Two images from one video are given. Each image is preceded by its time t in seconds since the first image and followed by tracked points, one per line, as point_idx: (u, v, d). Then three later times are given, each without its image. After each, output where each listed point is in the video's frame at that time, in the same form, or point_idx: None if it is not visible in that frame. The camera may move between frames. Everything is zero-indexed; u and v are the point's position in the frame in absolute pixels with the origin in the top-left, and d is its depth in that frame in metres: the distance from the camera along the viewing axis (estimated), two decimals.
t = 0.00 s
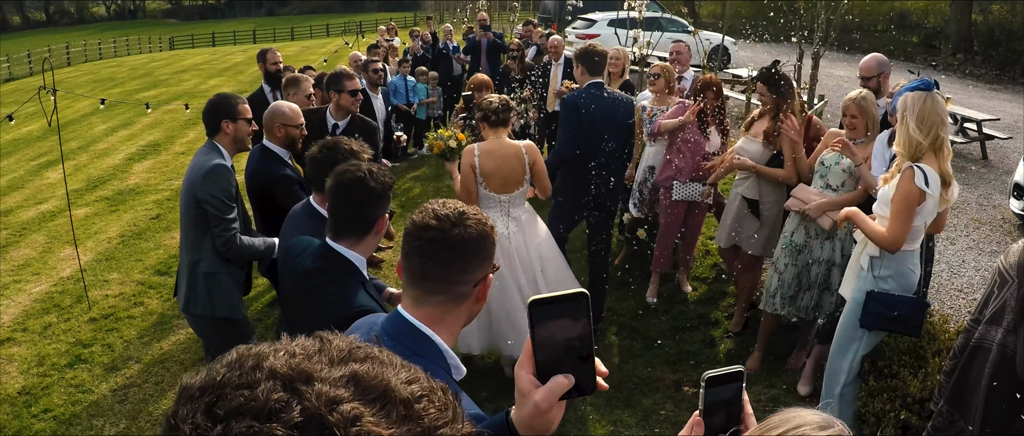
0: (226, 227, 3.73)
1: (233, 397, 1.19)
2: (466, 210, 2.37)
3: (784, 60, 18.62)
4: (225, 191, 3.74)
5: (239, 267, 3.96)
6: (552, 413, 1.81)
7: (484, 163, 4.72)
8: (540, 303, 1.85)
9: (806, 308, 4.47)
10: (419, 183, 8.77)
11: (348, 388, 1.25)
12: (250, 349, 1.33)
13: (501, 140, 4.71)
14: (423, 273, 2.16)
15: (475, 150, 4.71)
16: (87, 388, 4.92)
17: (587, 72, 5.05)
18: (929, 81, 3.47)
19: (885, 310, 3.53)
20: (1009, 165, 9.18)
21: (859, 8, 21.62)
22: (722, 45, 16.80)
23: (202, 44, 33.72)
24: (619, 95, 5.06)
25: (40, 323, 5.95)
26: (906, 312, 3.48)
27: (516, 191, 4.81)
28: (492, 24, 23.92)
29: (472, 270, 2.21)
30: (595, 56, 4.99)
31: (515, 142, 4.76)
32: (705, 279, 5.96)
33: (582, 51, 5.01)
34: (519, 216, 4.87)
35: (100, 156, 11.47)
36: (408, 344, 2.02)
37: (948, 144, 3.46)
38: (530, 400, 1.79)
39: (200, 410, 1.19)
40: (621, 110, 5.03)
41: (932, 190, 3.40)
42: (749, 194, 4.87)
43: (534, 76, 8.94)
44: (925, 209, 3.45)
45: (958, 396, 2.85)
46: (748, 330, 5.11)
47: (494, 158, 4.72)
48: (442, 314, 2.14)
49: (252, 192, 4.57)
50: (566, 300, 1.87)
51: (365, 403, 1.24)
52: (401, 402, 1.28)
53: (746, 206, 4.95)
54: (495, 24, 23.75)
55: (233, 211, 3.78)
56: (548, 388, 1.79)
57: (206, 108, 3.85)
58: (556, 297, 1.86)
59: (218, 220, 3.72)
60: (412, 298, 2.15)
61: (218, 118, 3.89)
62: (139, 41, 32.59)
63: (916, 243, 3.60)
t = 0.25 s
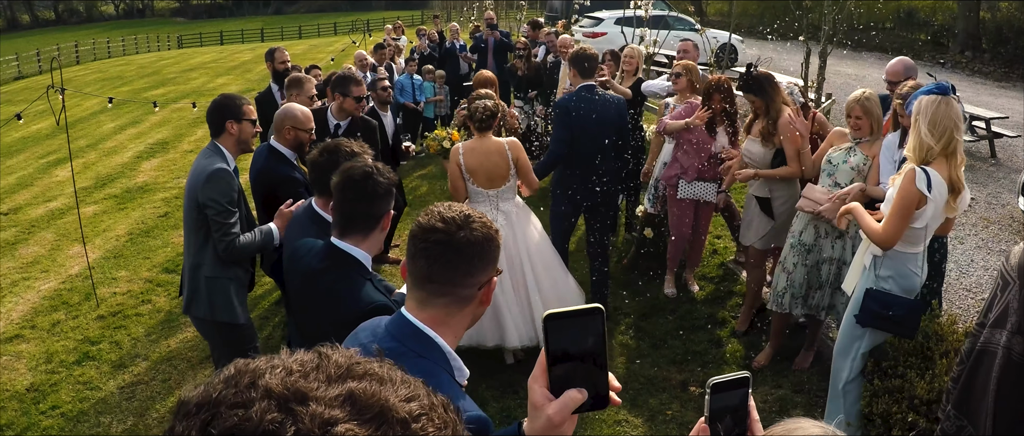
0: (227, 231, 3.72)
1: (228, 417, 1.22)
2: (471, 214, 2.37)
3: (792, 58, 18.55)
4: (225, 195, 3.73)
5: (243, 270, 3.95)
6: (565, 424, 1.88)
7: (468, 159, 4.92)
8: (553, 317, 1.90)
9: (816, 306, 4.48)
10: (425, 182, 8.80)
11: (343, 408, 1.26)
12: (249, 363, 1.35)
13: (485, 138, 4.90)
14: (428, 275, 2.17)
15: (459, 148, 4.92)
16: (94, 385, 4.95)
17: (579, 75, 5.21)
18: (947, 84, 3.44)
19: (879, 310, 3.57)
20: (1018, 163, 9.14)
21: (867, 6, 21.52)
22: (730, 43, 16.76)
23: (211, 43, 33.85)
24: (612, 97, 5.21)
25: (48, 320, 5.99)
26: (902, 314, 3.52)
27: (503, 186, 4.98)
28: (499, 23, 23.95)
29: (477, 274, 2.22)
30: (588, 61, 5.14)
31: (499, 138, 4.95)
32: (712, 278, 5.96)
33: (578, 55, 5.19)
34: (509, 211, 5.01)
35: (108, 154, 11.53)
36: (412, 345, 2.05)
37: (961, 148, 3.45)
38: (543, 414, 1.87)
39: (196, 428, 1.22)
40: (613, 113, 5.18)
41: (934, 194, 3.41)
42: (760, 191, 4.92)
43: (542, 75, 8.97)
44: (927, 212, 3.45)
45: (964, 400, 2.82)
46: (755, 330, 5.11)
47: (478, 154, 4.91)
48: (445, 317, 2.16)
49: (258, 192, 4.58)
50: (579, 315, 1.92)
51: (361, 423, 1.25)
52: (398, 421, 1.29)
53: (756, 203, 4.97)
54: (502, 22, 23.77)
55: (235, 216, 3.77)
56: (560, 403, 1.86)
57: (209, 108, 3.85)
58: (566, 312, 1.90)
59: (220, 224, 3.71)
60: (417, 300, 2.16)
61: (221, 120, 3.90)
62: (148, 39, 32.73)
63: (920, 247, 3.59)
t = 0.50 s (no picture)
0: (236, 237, 3.69)
1: (214, 422, 1.23)
2: (471, 214, 2.39)
3: (798, 59, 18.52)
4: (232, 201, 3.71)
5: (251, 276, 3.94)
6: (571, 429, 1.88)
7: (464, 149, 5.15)
8: (560, 323, 1.90)
9: (824, 306, 4.48)
10: (430, 183, 8.80)
11: (331, 415, 1.26)
12: (240, 367, 1.36)
13: (482, 131, 5.12)
14: (428, 274, 2.17)
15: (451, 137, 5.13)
16: (99, 385, 4.97)
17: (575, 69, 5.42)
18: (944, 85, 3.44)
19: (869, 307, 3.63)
20: None
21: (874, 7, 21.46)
22: (736, 45, 16.75)
23: (216, 44, 33.92)
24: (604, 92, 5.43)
25: (53, 319, 6.01)
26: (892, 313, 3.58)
27: (497, 174, 5.21)
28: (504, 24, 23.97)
29: (476, 272, 2.22)
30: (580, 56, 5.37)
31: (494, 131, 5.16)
32: (717, 279, 5.95)
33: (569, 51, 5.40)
34: (504, 198, 5.24)
35: (115, 154, 11.56)
36: (411, 347, 2.05)
37: (962, 148, 3.40)
38: (548, 420, 1.87)
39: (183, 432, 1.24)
40: (603, 105, 5.41)
41: (938, 195, 3.38)
42: (765, 192, 4.93)
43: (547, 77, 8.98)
44: (930, 214, 3.44)
45: (969, 401, 2.79)
46: (759, 331, 5.10)
47: (473, 144, 5.14)
48: (444, 316, 2.15)
49: (262, 195, 4.58)
50: (585, 320, 1.92)
51: (348, 431, 1.25)
52: (386, 430, 1.29)
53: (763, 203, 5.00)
54: (507, 24, 23.78)
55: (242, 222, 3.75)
56: (565, 409, 1.86)
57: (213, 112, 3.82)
58: (577, 318, 1.91)
59: (228, 231, 3.69)
60: (416, 299, 2.16)
61: (226, 124, 3.88)
62: (153, 40, 32.81)
63: (925, 248, 3.57)
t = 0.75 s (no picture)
0: (236, 245, 3.70)
1: (207, 409, 1.23)
2: (476, 214, 2.39)
3: (801, 62, 18.54)
4: (235, 209, 3.71)
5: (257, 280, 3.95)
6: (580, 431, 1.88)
7: (467, 150, 5.16)
8: (571, 326, 1.90)
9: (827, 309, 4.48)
10: (434, 185, 8.82)
11: (324, 406, 1.26)
12: (236, 355, 1.36)
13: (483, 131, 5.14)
14: (432, 275, 2.18)
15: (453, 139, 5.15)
16: (102, 386, 4.97)
17: (572, 68, 5.51)
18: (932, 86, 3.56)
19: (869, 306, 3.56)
20: None
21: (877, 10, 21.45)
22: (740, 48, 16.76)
23: (220, 46, 34.01)
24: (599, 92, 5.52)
25: (56, 321, 6.02)
26: (892, 311, 3.51)
27: (499, 173, 5.25)
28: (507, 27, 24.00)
29: (480, 274, 2.22)
30: (576, 55, 5.46)
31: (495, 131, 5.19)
32: (721, 282, 5.95)
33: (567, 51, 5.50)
34: (505, 194, 5.28)
35: (118, 156, 11.58)
36: (415, 349, 2.05)
37: (956, 144, 3.46)
38: (557, 422, 1.87)
39: (176, 418, 1.23)
40: (599, 104, 5.50)
41: (938, 191, 3.41)
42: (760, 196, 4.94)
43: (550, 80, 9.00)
44: (931, 211, 3.45)
45: (974, 405, 2.79)
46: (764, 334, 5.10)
47: (476, 144, 5.18)
48: (447, 318, 2.15)
49: (267, 198, 4.59)
50: (595, 324, 1.92)
51: (341, 423, 1.25)
52: (380, 422, 1.29)
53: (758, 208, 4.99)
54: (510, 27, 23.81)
55: (243, 230, 3.75)
56: (574, 411, 1.86)
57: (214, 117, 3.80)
58: (587, 321, 1.91)
59: (229, 239, 3.69)
60: (420, 301, 2.16)
61: (227, 129, 3.86)
62: (157, 42, 32.89)
63: (930, 248, 3.55)
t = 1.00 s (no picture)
0: (232, 254, 3.69)
1: (205, 401, 1.22)
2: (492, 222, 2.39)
3: (803, 66, 18.54)
4: (230, 218, 3.69)
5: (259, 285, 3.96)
6: None
7: (472, 152, 5.30)
8: (575, 331, 1.90)
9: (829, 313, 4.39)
10: (435, 188, 8.82)
11: (321, 401, 1.26)
12: (236, 349, 1.36)
13: (488, 135, 5.27)
14: (443, 280, 2.17)
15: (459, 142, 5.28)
16: (102, 388, 4.97)
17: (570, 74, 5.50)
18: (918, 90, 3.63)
19: (867, 307, 3.53)
20: None
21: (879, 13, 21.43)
22: (742, 51, 16.78)
23: (223, 48, 34.06)
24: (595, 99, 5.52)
25: (56, 322, 6.02)
26: (891, 312, 3.47)
27: (502, 175, 5.39)
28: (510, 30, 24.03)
29: (492, 283, 2.21)
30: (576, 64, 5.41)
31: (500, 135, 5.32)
32: (723, 287, 5.94)
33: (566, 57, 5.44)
34: (506, 196, 5.45)
35: (120, 158, 11.60)
36: (418, 354, 2.05)
37: (949, 143, 3.47)
38: (559, 426, 1.87)
39: (174, 409, 1.23)
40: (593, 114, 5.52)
41: (938, 191, 3.40)
42: (754, 199, 4.96)
43: (552, 83, 9.00)
44: (932, 212, 3.44)
45: (975, 410, 2.78)
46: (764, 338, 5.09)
47: (481, 147, 5.31)
48: (455, 324, 2.14)
49: (273, 199, 4.61)
50: (599, 329, 1.92)
51: (338, 419, 1.25)
52: (376, 420, 1.29)
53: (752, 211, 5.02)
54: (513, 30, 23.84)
55: (239, 238, 3.73)
56: (577, 416, 1.87)
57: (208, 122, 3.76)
58: (590, 326, 1.91)
59: (225, 248, 3.69)
60: (428, 306, 2.16)
61: (223, 135, 3.83)
62: (160, 44, 32.96)
63: (934, 251, 3.53)
